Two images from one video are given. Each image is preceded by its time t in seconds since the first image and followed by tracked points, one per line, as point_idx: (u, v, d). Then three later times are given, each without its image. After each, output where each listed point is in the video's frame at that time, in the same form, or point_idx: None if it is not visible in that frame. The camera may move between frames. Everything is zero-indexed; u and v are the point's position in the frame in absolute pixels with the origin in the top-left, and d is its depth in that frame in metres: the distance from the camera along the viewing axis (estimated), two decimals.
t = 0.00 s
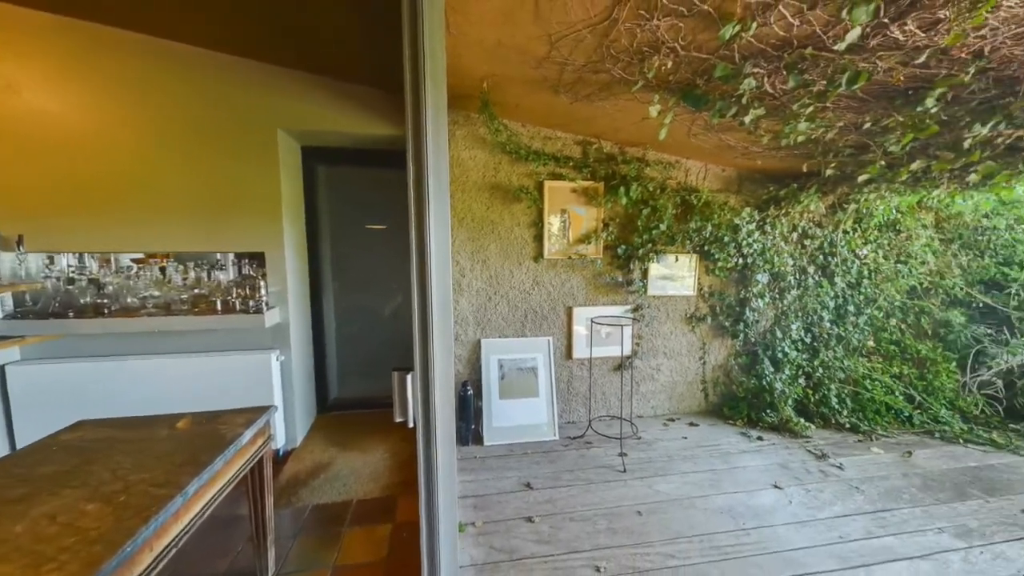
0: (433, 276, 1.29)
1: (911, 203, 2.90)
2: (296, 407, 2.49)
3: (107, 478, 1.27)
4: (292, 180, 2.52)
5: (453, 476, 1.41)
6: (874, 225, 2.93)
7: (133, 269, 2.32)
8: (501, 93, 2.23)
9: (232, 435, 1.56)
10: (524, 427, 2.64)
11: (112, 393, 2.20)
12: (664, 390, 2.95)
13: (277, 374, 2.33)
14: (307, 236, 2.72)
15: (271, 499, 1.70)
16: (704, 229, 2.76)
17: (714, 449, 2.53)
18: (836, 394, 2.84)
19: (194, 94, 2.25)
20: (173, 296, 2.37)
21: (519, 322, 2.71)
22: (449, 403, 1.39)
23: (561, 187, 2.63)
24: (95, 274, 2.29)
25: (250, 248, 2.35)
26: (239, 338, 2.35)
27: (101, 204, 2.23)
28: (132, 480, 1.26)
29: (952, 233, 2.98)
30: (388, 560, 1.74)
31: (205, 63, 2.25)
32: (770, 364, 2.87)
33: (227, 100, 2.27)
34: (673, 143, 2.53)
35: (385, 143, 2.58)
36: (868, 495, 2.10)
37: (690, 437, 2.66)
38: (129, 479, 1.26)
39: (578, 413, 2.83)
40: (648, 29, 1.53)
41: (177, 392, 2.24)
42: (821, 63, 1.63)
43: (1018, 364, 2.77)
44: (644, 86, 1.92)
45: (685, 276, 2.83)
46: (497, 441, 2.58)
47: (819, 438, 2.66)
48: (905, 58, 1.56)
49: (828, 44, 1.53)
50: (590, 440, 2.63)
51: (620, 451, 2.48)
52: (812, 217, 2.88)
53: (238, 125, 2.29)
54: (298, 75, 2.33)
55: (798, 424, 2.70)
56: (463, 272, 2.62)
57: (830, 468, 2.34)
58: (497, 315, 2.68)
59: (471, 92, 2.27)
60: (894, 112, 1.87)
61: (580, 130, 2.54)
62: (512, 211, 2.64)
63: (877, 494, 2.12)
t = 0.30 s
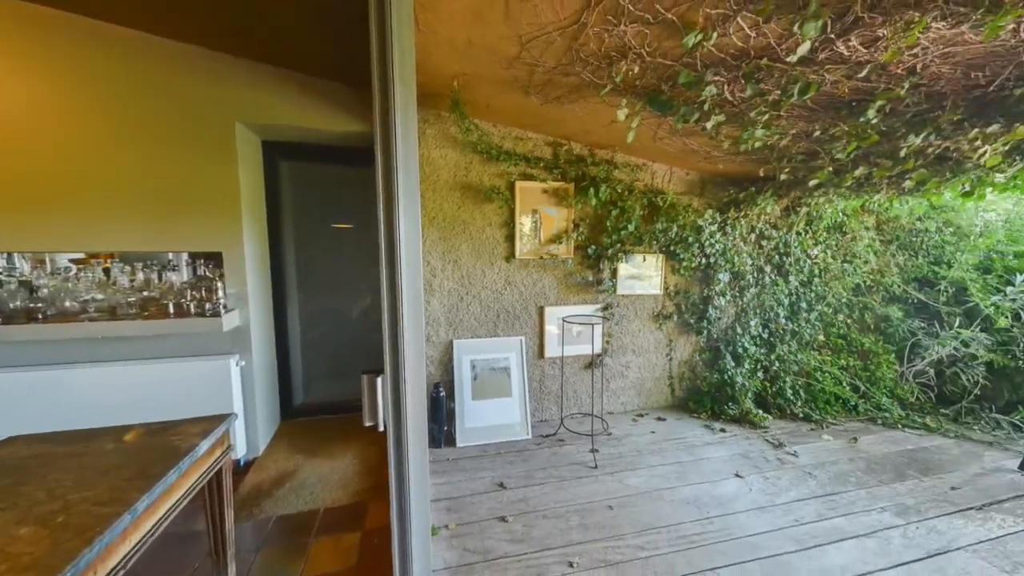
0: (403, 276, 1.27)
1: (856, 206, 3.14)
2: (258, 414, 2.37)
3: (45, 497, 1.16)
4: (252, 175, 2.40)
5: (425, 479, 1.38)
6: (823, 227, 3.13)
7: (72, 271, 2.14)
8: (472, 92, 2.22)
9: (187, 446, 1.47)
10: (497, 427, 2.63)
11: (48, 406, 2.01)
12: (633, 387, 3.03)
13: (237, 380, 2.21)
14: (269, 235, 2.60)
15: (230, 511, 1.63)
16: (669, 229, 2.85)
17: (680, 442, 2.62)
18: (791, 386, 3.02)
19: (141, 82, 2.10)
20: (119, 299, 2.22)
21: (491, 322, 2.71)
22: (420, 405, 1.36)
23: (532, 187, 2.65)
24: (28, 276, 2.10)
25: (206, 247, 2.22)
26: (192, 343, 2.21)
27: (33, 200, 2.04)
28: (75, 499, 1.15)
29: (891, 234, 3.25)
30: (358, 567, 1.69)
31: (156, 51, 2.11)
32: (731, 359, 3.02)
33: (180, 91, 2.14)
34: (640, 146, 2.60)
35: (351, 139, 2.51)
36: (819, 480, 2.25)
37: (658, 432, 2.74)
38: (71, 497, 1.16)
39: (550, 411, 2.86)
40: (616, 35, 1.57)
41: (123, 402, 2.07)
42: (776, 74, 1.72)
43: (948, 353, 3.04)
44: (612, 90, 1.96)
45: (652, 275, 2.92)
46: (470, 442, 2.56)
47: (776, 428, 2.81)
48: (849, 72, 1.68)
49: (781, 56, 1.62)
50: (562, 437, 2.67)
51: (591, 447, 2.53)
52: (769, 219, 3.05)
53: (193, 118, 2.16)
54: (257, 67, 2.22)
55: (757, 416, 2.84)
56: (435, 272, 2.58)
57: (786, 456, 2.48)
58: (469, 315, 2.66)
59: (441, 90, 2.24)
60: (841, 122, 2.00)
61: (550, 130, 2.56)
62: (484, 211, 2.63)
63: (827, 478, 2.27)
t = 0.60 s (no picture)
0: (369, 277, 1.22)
1: (806, 209, 3.35)
2: (213, 423, 2.23)
3: None
4: (205, 170, 2.25)
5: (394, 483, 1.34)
6: (776, 229, 3.33)
7: None
8: (441, 90, 2.19)
9: (133, 461, 1.35)
10: (469, 428, 2.62)
11: None
12: (601, 384, 3.09)
13: (189, 388, 2.07)
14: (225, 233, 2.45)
15: (181, 530, 1.54)
16: (635, 230, 2.94)
17: (647, 436, 2.70)
18: (748, 379, 3.19)
19: (71, 66, 1.92)
20: (52, 303, 2.03)
21: (462, 323, 2.68)
22: (389, 408, 1.32)
23: (501, 187, 2.65)
24: None
25: (154, 246, 2.06)
26: (138, 350, 2.05)
27: None
28: None
29: (835, 236, 3.49)
30: None
31: (95, 34, 1.94)
32: (694, 355, 3.15)
33: (123, 78, 1.97)
34: (607, 149, 2.66)
35: (314, 135, 2.42)
36: (774, 467, 2.38)
37: (626, 427, 2.82)
38: None
39: (522, 411, 2.87)
40: (583, 39, 1.60)
41: (57, 417, 1.89)
42: (733, 83, 1.81)
43: (884, 346, 3.30)
44: (578, 92, 1.99)
45: (619, 275, 2.99)
46: (441, 445, 2.53)
47: (735, 420, 2.96)
48: (798, 83, 1.79)
49: (738, 65, 1.70)
50: (534, 436, 2.69)
51: (562, 445, 2.56)
52: (727, 221, 3.20)
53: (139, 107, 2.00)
54: (212, 56, 2.10)
55: (718, 408, 2.98)
56: (404, 272, 2.53)
57: (745, 446, 2.61)
58: (439, 316, 2.63)
59: (409, 87, 2.20)
60: (791, 130, 2.13)
61: (519, 131, 2.57)
62: (454, 211, 2.61)
63: (782, 465, 2.41)
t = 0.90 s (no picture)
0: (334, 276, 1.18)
1: (761, 212, 3.54)
2: (164, 435, 2.09)
3: None
4: (153, 164, 2.10)
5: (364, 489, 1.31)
6: (735, 230, 3.49)
7: None
8: (409, 87, 2.15)
9: (71, 479, 1.21)
10: (440, 430, 2.59)
11: None
12: (572, 382, 3.14)
13: (137, 398, 1.92)
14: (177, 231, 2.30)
15: (130, 547, 1.43)
16: (604, 230, 3.01)
17: (616, 432, 2.77)
18: (710, 373, 3.34)
19: None
20: None
21: (432, 324, 2.65)
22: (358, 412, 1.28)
23: (472, 187, 2.63)
24: None
25: (94, 247, 1.90)
26: (77, 357, 1.90)
27: None
28: None
29: (788, 237, 3.71)
30: None
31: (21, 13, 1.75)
32: (660, 352, 3.26)
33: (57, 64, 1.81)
34: (576, 150, 2.70)
35: (275, 129, 2.32)
36: (735, 457, 2.51)
37: (596, 424, 2.87)
38: None
39: (494, 411, 2.87)
40: (553, 41, 1.61)
41: None
42: (695, 90, 1.88)
43: (832, 339, 3.54)
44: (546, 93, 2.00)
45: (589, 275, 3.05)
46: (412, 448, 2.49)
47: (698, 413, 3.09)
48: (754, 93, 1.88)
49: (699, 73, 1.78)
50: (506, 436, 2.69)
51: (534, 444, 2.58)
52: (690, 222, 3.33)
53: (75, 96, 1.84)
54: (171, 45, 1.98)
55: (682, 402, 3.10)
56: (371, 273, 2.47)
57: (707, 438, 2.73)
58: (409, 317, 2.58)
59: (376, 83, 2.15)
60: (748, 137, 2.25)
61: (490, 130, 2.57)
62: (423, 210, 2.57)
63: (741, 455, 2.53)
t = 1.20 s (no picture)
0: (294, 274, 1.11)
1: (719, 214, 3.72)
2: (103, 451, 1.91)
3: None
4: (88, 158, 1.93)
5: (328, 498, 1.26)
6: (694, 231, 3.65)
7: None
8: (372, 83, 2.09)
9: None
10: (409, 433, 2.54)
11: None
12: (541, 380, 3.17)
13: (70, 412, 1.75)
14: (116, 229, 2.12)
15: None
16: (571, 231, 3.06)
17: (584, 429, 2.83)
18: (673, 368, 3.48)
19: None
20: None
21: (400, 325, 2.61)
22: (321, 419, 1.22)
23: (439, 186, 2.61)
24: None
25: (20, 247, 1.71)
26: None
27: None
28: None
29: (743, 238, 3.91)
30: None
31: None
32: (626, 349, 3.35)
33: None
34: (543, 151, 2.72)
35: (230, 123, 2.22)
36: (696, 448, 2.62)
37: (565, 421, 2.92)
38: None
39: (464, 412, 2.85)
40: (520, 42, 1.62)
41: None
42: (657, 95, 1.95)
43: (783, 334, 3.78)
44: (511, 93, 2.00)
45: (557, 275, 3.09)
46: (380, 452, 2.43)
47: (662, 407, 3.20)
48: (711, 100, 1.97)
49: (660, 79, 1.84)
50: (476, 436, 2.68)
51: (504, 443, 2.59)
52: (653, 223, 3.45)
53: None
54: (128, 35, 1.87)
55: (647, 397, 3.20)
56: (335, 273, 2.40)
57: (671, 431, 2.84)
58: (375, 318, 2.53)
59: (338, 77, 2.08)
60: (706, 142, 2.36)
61: (457, 129, 2.55)
62: (390, 209, 2.52)
63: (702, 446, 2.65)
